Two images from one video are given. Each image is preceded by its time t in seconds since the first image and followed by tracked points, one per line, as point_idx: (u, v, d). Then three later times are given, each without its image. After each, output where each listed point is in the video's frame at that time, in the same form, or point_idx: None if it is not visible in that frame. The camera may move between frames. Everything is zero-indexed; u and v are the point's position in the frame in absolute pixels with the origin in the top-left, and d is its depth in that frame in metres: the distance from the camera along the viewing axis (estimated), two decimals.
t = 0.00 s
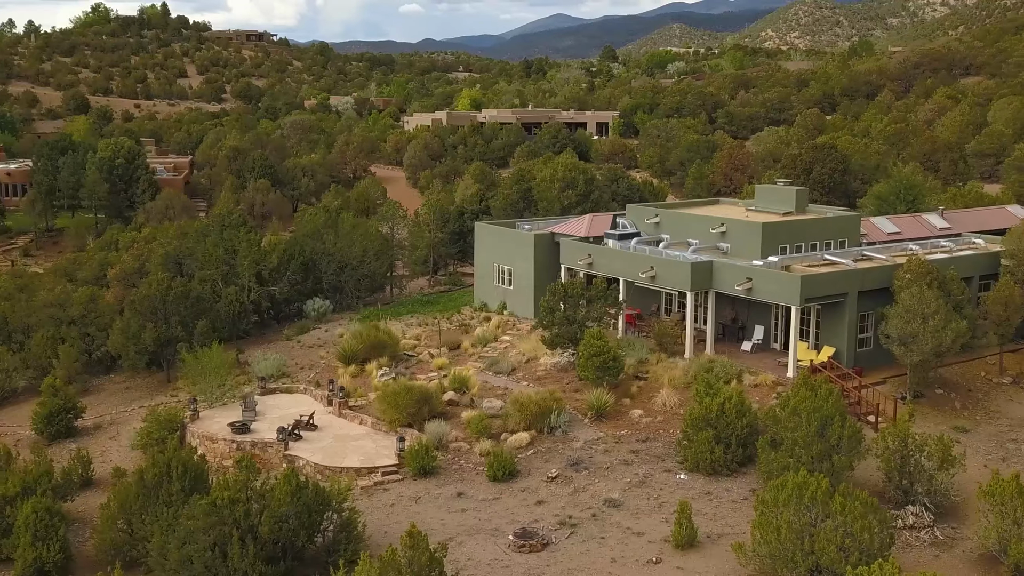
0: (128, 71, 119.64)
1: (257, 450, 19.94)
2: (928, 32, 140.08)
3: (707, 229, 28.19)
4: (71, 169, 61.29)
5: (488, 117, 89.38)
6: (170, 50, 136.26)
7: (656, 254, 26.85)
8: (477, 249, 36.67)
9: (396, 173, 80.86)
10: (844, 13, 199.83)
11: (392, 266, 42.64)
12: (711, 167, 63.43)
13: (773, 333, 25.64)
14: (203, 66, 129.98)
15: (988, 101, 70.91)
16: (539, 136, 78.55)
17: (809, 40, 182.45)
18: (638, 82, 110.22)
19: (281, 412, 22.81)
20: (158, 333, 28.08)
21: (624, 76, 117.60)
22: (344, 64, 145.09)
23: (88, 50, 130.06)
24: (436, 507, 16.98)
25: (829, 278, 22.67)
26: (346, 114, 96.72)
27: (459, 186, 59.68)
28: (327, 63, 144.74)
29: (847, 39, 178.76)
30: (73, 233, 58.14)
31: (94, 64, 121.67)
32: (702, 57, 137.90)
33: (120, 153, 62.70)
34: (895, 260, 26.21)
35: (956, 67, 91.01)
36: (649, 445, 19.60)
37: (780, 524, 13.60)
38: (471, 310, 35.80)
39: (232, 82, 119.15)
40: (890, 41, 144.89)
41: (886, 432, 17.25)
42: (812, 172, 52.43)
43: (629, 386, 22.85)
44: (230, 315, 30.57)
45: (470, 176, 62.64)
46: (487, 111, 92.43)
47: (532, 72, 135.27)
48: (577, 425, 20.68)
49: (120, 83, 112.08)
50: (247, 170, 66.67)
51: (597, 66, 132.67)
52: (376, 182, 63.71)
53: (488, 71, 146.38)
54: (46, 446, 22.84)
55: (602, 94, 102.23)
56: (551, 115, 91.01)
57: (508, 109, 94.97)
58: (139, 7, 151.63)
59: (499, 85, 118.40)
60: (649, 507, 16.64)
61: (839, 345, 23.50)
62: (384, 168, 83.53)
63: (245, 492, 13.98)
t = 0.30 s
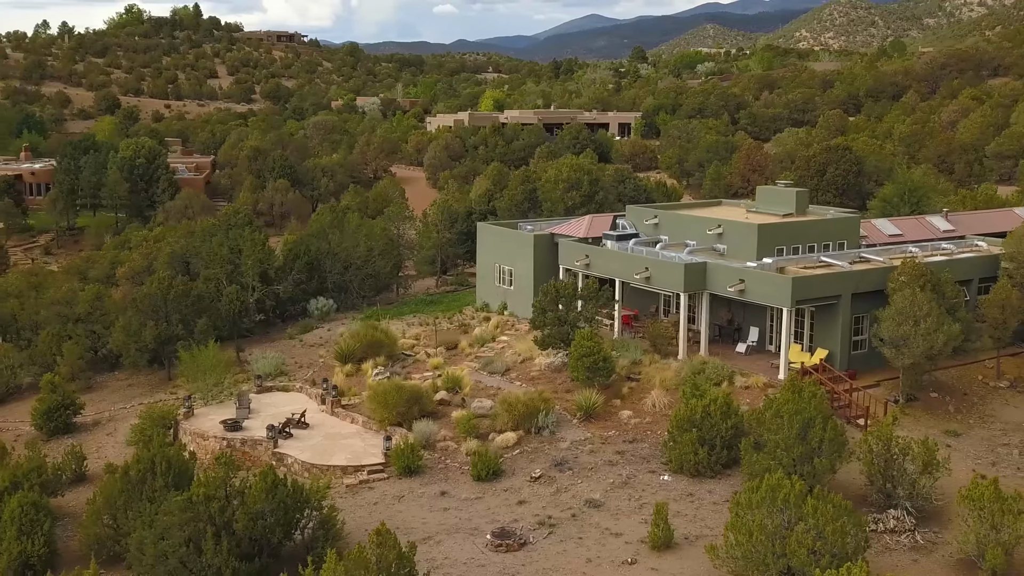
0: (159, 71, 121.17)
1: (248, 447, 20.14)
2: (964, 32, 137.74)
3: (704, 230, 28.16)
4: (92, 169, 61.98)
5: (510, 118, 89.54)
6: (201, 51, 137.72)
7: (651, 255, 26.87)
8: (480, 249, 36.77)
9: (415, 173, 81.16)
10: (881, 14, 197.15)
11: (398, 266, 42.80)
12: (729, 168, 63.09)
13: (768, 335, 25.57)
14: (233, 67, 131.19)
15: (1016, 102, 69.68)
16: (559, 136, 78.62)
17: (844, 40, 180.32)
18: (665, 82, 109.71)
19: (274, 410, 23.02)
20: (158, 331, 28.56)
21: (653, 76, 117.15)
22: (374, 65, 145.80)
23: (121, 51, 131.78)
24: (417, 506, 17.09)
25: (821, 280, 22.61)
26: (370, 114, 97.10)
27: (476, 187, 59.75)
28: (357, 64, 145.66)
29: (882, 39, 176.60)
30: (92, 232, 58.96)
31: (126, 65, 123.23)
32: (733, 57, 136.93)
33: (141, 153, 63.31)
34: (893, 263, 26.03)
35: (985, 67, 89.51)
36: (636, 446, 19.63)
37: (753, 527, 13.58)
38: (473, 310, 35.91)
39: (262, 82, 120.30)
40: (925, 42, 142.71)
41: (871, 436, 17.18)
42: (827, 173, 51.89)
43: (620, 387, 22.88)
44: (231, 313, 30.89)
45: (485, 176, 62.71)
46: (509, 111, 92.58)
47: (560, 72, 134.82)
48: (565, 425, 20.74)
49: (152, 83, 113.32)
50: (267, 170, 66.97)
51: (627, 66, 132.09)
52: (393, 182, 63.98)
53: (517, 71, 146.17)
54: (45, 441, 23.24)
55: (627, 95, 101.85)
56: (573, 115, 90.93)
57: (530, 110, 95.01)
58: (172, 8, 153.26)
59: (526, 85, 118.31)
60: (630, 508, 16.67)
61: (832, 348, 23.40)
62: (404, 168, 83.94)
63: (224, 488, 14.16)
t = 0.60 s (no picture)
0: (189, 71, 122.54)
1: (237, 444, 20.36)
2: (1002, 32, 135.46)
3: (701, 231, 28.15)
4: (112, 168, 62.72)
5: (532, 118, 89.64)
6: (231, 51, 138.98)
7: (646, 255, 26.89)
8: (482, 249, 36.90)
9: (434, 173, 81.47)
10: (917, 14, 194.73)
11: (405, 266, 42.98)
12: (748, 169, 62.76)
13: (762, 337, 25.53)
14: (263, 67, 132.32)
15: None
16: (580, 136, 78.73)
17: (879, 40, 178.62)
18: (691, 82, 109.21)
19: (267, 408, 23.23)
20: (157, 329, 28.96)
21: (682, 76, 116.73)
22: (402, 66, 146.22)
23: (152, 52, 133.17)
24: (400, 504, 17.25)
25: (813, 281, 22.58)
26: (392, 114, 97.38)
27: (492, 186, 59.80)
28: (386, 65, 146.44)
29: (917, 39, 174.42)
30: (111, 231, 59.80)
31: (156, 65, 124.73)
32: (764, 57, 136.02)
33: (161, 153, 63.95)
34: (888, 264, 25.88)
35: (1014, 68, 88.13)
36: (621, 446, 19.67)
37: (726, 529, 13.59)
38: (475, 310, 36.07)
39: (290, 83, 121.20)
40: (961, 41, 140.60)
41: (854, 437, 17.15)
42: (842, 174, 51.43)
43: (609, 387, 22.92)
44: (231, 311, 31.23)
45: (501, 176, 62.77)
46: (531, 112, 92.72)
47: (587, 72, 134.57)
48: (553, 425, 20.82)
49: (181, 84, 114.27)
50: (286, 170, 67.18)
51: (656, 66, 131.54)
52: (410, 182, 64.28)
53: (545, 72, 145.99)
54: (43, 436, 23.65)
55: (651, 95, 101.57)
56: (595, 116, 90.89)
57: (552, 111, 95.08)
58: (203, 9, 154.58)
59: (552, 86, 118.24)
60: (609, 508, 16.73)
61: (825, 350, 23.34)
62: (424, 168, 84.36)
63: (202, 484, 14.31)
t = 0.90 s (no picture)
0: (219, 72, 123.56)
1: (226, 440, 20.60)
2: None
3: (695, 231, 28.17)
4: (130, 168, 63.55)
5: (551, 119, 89.64)
6: (259, 52, 140.00)
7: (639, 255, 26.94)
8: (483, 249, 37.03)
9: (451, 173, 81.75)
10: (952, 14, 192.05)
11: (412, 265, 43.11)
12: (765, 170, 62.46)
13: (754, 338, 25.52)
14: (290, 68, 133.10)
15: None
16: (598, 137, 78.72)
17: (913, 40, 176.68)
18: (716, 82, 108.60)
19: (259, 405, 23.50)
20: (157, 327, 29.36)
21: (709, 76, 116.17)
22: (430, 66, 146.46)
23: (181, 53, 134.43)
24: (381, 501, 17.41)
25: (802, 281, 22.55)
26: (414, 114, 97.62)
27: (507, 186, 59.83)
28: (414, 65, 146.99)
29: (952, 39, 172.11)
30: (130, 230, 60.56)
31: (185, 65, 125.92)
32: (794, 57, 134.95)
33: (179, 152, 64.43)
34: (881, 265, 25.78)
35: None
36: (606, 446, 19.75)
37: (696, 528, 13.64)
38: (475, 310, 36.22)
39: (317, 83, 121.76)
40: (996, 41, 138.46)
41: (834, 438, 17.16)
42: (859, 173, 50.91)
43: (598, 387, 23.00)
44: (231, 309, 31.53)
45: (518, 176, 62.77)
46: (551, 112, 92.73)
47: (614, 72, 134.07)
48: (539, 424, 20.93)
49: (210, 84, 115.11)
50: (304, 170, 67.30)
51: (684, 67, 130.87)
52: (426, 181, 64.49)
53: (572, 72, 145.70)
54: (40, 431, 24.07)
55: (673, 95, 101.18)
56: (616, 116, 90.75)
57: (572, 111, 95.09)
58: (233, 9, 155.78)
59: (577, 87, 118.05)
60: (588, 507, 16.82)
61: (815, 351, 23.32)
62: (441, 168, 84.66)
63: (182, 479, 14.54)
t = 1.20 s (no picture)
0: (244, 73, 124.61)
1: (214, 437, 20.87)
2: None
3: (687, 232, 28.22)
4: (147, 168, 64.31)
5: (569, 119, 89.65)
6: (285, 52, 140.99)
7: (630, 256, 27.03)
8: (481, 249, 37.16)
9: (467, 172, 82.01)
10: (984, 14, 189.93)
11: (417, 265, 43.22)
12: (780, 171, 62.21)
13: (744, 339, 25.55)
14: (316, 68, 133.91)
15: None
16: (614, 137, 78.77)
17: (944, 41, 174.88)
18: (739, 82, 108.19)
19: (250, 402, 23.77)
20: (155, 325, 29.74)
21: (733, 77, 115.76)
22: (455, 67, 146.82)
23: (208, 54, 135.68)
24: (361, 499, 17.60)
25: (788, 283, 22.57)
26: (433, 114, 97.93)
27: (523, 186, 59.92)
28: (438, 66, 147.54)
29: (985, 39, 170.12)
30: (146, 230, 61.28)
31: (211, 66, 127.04)
32: (821, 57, 134.05)
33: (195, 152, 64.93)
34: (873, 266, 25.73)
35: None
36: (588, 446, 19.85)
37: (663, 527, 13.72)
38: (472, 310, 36.35)
39: (343, 83, 122.35)
40: None
41: (811, 439, 17.18)
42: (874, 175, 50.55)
43: (584, 386, 23.10)
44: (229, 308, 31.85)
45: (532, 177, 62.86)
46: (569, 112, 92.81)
47: (638, 73, 133.76)
48: (524, 424, 21.07)
49: (235, 85, 116.08)
50: (319, 171, 67.63)
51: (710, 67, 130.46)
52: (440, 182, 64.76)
53: (597, 73, 145.55)
54: (37, 426, 24.52)
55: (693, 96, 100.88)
56: (634, 117, 90.68)
57: (590, 112, 95.12)
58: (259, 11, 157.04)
59: (599, 88, 117.94)
60: (564, 506, 16.94)
61: (802, 352, 23.33)
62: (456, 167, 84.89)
63: (159, 474, 14.76)
